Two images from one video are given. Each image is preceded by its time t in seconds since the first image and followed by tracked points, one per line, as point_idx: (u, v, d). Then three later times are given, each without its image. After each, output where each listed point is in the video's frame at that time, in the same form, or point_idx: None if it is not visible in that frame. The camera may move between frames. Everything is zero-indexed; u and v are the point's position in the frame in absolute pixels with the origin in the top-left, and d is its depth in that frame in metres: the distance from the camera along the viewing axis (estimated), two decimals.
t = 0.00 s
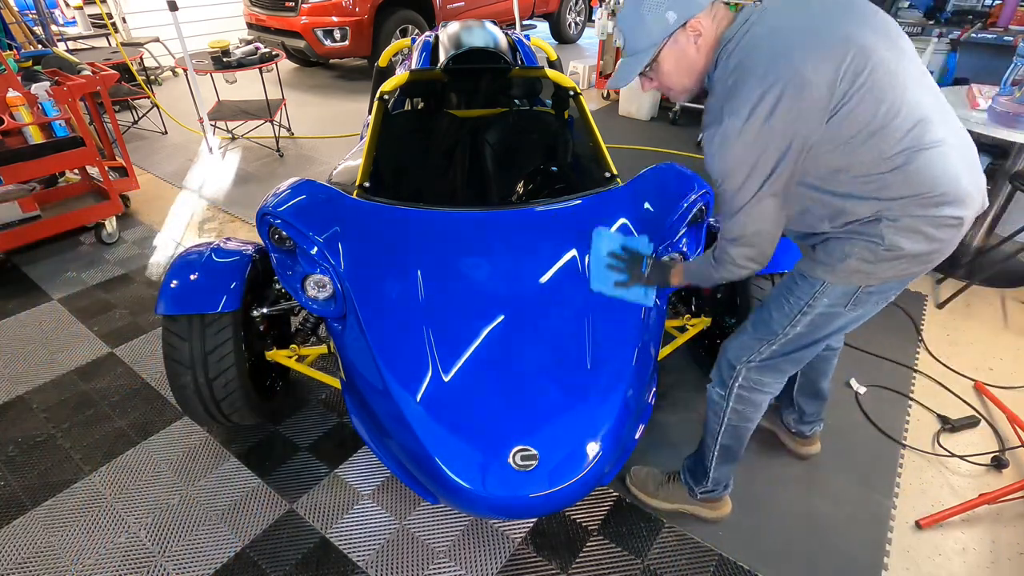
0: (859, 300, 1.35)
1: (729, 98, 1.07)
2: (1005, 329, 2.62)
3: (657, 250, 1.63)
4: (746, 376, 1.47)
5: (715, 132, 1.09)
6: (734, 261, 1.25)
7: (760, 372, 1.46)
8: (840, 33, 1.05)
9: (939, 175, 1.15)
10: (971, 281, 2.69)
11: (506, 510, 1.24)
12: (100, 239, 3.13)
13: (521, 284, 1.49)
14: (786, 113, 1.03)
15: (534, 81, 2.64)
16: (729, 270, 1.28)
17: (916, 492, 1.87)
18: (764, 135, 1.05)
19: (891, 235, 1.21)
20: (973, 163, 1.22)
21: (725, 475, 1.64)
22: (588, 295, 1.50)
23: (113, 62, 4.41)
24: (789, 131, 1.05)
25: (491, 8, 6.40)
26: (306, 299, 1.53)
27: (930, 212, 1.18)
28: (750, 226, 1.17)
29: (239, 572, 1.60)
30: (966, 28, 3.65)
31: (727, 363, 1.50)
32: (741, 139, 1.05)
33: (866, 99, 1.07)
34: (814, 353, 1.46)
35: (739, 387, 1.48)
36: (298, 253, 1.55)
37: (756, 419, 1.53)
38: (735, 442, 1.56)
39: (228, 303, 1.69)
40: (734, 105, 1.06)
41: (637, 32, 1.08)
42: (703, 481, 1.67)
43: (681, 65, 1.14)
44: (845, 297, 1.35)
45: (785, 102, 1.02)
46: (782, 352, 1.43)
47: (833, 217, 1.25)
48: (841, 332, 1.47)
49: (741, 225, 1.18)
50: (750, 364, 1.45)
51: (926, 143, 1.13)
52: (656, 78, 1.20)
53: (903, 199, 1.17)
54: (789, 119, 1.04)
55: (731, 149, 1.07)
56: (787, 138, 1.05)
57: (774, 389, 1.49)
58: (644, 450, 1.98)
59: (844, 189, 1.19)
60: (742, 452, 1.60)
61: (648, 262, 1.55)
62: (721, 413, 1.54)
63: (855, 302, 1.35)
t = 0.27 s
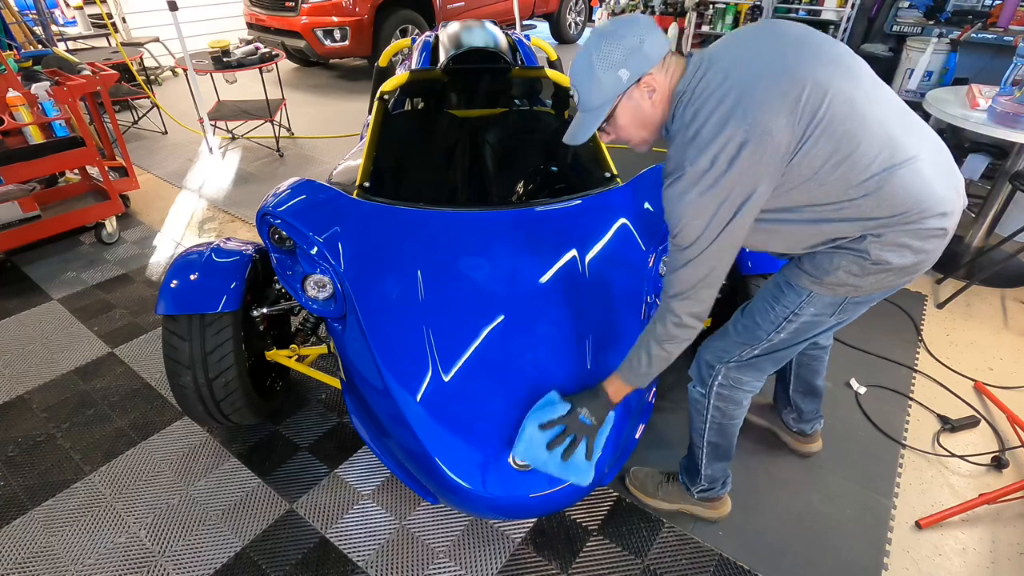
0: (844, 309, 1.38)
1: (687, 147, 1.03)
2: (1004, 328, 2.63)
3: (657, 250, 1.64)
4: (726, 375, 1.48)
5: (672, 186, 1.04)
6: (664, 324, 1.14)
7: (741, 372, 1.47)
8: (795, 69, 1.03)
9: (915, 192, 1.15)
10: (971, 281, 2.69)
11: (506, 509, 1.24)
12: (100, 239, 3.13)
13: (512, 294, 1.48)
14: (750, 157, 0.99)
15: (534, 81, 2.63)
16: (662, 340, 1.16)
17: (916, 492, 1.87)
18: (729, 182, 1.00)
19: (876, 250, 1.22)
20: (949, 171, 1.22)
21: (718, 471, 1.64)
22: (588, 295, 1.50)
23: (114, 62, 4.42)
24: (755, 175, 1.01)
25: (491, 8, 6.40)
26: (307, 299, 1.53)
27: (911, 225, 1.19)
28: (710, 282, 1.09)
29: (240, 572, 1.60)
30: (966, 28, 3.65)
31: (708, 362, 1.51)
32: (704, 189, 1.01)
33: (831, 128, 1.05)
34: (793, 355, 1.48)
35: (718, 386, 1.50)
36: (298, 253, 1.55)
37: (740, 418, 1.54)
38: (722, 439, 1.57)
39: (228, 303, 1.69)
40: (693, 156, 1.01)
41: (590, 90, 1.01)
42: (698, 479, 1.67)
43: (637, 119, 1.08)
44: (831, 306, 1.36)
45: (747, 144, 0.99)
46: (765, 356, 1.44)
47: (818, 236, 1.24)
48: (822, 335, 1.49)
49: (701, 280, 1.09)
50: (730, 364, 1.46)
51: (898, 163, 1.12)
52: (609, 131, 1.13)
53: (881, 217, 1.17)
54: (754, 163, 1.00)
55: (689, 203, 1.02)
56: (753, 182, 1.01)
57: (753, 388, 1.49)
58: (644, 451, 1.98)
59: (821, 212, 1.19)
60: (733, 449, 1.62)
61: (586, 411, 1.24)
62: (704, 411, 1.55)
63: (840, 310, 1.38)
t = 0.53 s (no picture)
0: (843, 311, 1.39)
1: (673, 163, 1.05)
2: (1005, 329, 2.63)
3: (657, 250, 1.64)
4: (723, 374, 1.48)
5: (660, 199, 1.07)
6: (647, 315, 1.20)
7: (738, 371, 1.47)
8: (781, 82, 1.03)
9: (907, 197, 1.15)
10: (971, 281, 2.69)
11: (507, 509, 1.24)
12: (100, 239, 3.13)
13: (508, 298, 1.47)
14: (735, 172, 1.01)
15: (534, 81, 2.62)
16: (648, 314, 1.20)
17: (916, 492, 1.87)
18: (714, 198, 1.03)
19: (873, 253, 1.22)
20: (942, 173, 1.21)
21: (718, 470, 1.64)
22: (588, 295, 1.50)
23: (114, 62, 4.41)
24: (739, 188, 1.03)
25: (491, 8, 6.39)
26: (306, 299, 1.53)
27: (905, 228, 1.19)
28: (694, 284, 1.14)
29: (240, 572, 1.60)
30: (966, 29, 3.65)
31: (704, 361, 1.51)
32: (691, 204, 1.03)
33: (820, 140, 1.06)
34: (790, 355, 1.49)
35: (714, 386, 1.50)
36: (298, 253, 1.55)
37: (738, 416, 1.54)
38: (721, 437, 1.57)
39: (228, 303, 1.69)
40: (678, 173, 1.04)
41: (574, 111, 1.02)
42: (698, 479, 1.67)
43: (623, 140, 1.09)
44: (828, 308, 1.37)
45: (732, 161, 1.01)
46: (762, 356, 1.45)
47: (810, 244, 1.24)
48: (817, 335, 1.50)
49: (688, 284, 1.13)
50: (727, 364, 1.46)
51: (890, 170, 1.12)
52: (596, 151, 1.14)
53: (875, 223, 1.18)
54: (739, 177, 1.02)
55: (683, 218, 1.04)
56: (736, 196, 1.04)
57: (751, 386, 1.50)
58: (644, 451, 1.98)
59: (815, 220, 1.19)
60: (732, 446, 1.61)
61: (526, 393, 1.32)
62: (701, 410, 1.55)
63: (839, 311, 1.38)
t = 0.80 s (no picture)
0: (833, 312, 1.38)
1: (671, 150, 1.05)
2: (1004, 329, 2.63)
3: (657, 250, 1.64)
4: (714, 375, 1.48)
5: (659, 185, 1.06)
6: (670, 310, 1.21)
7: (729, 373, 1.47)
8: (779, 75, 1.03)
9: (901, 197, 1.15)
10: (971, 281, 2.69)
11: (507, 510, 1.24)
12: (100, 239, 3.13)
13: (505, 295, 1.47)
14: (731, 163, 1.01)
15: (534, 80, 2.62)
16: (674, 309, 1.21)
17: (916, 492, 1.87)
18: (710, 185, 1.02)
19: (864, 254, 1.22)
20: (937, 175, 1.21)
21: (716, 470, 1.64)
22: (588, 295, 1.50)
23: (113, 62, 4.41)
24: (735, 179, 1.02)
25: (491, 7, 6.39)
26: (306, 299, 1.53)
27: (897, 229, 1.19)
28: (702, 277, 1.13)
29: (240, 572, 1.60)
30: (966, 28, 3.65)
31: (695, 362, 1.51)
32: (687, 191, 1.02)
33: (815, 133, 1.05)
34: (782, 355, 1.48)
35: (706, 386, 1.50)
36: (298, 253, 1.55)
37: (731, 416, 1.54)
38: (715, 438, 1.57)
39: (228, 303, 1.69)
40: (674, 160, 1.03)
41: (569, 93, 1.03)
42: (696, 479, 1.67)
43: (617, 124, 1.10)
44: (817, 309, 1.36)
45: (728, 150, 1.00)
46: (753, 356, 1.44)
47: (802, 245, 1.24)
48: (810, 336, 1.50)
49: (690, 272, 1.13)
50: (718, 365, 1.46)
51: (884, 169, 1.12)
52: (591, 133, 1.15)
53: (867, 222, 1.17)
54: (733, 168, 1.01)
55: (683, 204, 1.03)
56: (732, 187, 1.03)
57: (742, 387, 1.50)
58: (644, 451, 1.98)
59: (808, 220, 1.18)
60: (728, 446, 1.61)
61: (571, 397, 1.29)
62: (695, 410, 1.55)
63: (828, 313, 1.38)
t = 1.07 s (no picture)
0: (824, 308, 1.37)
1: (673, 131, 1.05)
2: (1004, 329, 2.63)
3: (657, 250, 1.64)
4: (708, 367, 1.48)
5: (657, 164, 1.05)
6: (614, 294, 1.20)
7: (723, 365, 1.47)
8: (788, 66, 1.02)
9: (898, 197, 1.15)
10: (971, 281, 2.69)
11: (506, 509, 1.24)
12: (100, 239, 3.13)
13: (506, 290, 1.48)
14: (731, 145, 1.01)
15: (534, 81, 2.62)
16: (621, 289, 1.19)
17: (916, 492, 1.87)
18: (707, 167, 1.02)
19: (853, 250, 1.22)
20: (939, 178, 1.21)
21: (714, 468, 1.64)
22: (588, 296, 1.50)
23: (114, 63, 4.42)
24: (730, 164, 1.02)
25: (491, 7, 6.39)
26: (306, 299, 1.53)
27: (891, 229, 1.19)
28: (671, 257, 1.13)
29: (240, 572, 1.60)
30: (965, 28, 3.65)
31: (690, 353, 1.51)
32: (682, 170, 1.02)
33: (817, 126, 1.05)
34: (777, 351, 1.48)
35: (700, 377, 1.50)
36: (298, 253, 1.55)
37: (727, 409, 1.53)
38: (711, 431, 1.57)
39: (228, 303, 1.69)
40: (675, 141, 1.03)
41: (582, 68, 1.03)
42: (695, 476, 1.67)
43: (624, 101, 1.11)
44: (810, 304, 1.36)
45: (729, 134, 1.00)
46: (747, 349, 1.45)
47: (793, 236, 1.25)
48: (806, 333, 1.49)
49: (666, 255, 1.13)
50: (712, 357, 1.47)
51: (882, 168, 1.12)
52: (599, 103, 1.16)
53: (862, 219, 1.18)
54: (731, 152, 1.01)
55: (675, 184, 1.03)
56: (726, 170, 1.03)
57: (736, 379, 1.50)
58: (644, 451, 1.98)
59: (797, 211, 1.20)
60: (726, 442, 1.61)
61: (524, 340, 1.34)
62: (691, 403, 1.55)
63: (820, 309, 1.37)
